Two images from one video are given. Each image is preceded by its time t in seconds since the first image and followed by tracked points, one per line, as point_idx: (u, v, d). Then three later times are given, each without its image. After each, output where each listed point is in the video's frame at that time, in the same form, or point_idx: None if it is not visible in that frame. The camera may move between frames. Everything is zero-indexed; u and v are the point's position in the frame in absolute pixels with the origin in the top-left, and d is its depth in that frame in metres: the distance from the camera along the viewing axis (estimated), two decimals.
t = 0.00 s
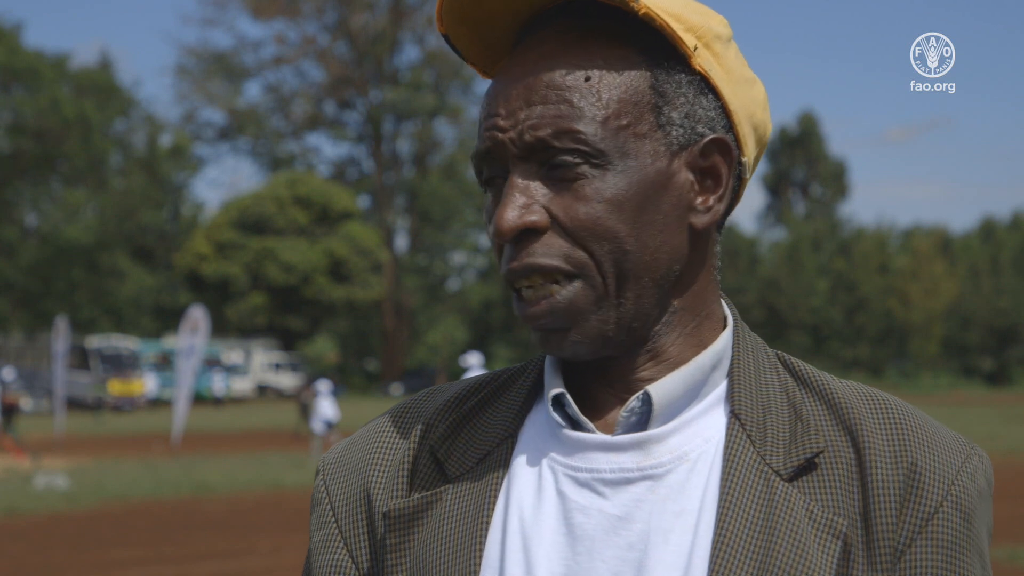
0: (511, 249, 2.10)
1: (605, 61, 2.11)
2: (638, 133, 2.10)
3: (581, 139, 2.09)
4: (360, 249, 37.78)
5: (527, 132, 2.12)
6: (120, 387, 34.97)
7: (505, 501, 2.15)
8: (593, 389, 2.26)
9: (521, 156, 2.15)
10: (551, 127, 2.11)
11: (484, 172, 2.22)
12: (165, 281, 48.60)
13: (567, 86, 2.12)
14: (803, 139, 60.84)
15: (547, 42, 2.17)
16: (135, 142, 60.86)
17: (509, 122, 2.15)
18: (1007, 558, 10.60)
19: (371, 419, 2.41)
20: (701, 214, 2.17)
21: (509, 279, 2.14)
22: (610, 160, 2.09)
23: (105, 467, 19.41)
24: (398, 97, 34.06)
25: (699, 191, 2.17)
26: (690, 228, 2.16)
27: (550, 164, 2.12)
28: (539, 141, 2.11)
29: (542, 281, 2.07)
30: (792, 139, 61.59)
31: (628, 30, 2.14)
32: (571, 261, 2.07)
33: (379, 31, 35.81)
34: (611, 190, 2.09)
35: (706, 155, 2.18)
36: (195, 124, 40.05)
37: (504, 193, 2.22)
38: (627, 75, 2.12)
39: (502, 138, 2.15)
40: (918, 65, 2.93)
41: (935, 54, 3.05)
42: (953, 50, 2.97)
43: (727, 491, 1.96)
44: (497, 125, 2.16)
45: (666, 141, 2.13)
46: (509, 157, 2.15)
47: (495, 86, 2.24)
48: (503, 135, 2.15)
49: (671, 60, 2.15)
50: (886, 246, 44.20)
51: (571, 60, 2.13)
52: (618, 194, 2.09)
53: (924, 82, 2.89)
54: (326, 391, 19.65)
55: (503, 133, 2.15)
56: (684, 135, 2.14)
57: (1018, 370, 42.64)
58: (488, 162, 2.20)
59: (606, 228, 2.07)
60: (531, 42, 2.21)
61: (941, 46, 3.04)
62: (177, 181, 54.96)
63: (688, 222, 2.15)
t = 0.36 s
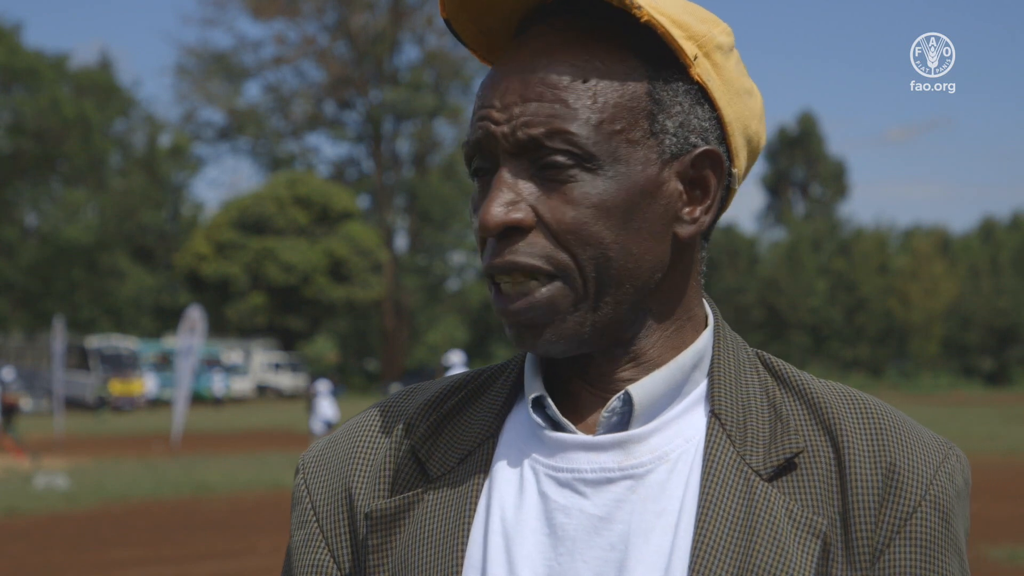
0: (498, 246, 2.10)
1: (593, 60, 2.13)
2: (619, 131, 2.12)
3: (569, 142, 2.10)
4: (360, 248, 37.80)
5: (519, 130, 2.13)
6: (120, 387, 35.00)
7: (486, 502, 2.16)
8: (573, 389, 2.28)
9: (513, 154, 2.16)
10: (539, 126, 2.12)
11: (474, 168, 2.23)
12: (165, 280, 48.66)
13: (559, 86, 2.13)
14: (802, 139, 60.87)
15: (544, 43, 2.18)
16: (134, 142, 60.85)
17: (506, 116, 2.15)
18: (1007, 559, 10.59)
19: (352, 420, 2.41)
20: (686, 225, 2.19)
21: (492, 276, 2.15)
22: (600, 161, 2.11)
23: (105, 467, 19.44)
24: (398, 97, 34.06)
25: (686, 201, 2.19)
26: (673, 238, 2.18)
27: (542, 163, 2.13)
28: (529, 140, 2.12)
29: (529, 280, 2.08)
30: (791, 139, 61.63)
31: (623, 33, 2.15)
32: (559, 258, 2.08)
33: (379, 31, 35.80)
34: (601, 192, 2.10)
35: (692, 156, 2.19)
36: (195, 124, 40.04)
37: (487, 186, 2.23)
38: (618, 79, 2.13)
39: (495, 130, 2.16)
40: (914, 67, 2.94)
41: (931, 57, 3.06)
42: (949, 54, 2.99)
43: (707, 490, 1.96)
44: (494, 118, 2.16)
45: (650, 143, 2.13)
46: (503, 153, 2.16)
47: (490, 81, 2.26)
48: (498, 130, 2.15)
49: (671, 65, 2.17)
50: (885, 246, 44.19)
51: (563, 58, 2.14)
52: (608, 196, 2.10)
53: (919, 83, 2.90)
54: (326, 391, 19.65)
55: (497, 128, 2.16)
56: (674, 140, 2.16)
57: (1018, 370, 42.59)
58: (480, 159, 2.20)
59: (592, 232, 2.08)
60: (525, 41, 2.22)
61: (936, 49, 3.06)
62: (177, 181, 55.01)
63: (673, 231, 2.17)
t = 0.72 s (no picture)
0: (524, 239, 2.10)
1: (604, 60, 2.12)
2: (629, 127, 2.10)
3: (612, 143, 2.09)
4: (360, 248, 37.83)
5: (555, 129, 2.11)
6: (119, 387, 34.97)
7: (489, 501, 2.16)
8: (576, 389, 2.27)
9: (542, 151, 2.13)
10: (582, 120, 2.11)
11: (494, 163, 2.21)
12: (165, 280, 48.66)
13: (600, 84, 2.11)
14: (802, 139, 60.86)
15: (579, 36, 2.15)
16: (135, 142, 60.85)
17: (560, 107, 2.12)
18: (1007, 558, 10.58)
19: (348, 423, 2.41)
20: (708, 221, 2.23)
21: (515, 271, 2.14)
22: (625, 160, 2.10)
23: (105, 466, 19.44)
24: (398, 97, 34.04)
25: (709, 198, 2.23)
26: (696, 234, 2.22)
27: (564, 161, 2.11)
28: (586, 142, 2.10)
29: (556, 284, 2.06)
30: (792, 139, 61.61)
31: (639, 29, 2.15)
32: (613, 249, 2.06)
33: (379, 31, 35.78)
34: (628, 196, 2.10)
35: (701, 158, 2.19)
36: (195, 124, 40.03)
37: (495, 183, 2.22)
38: (641, 75, 2.12)
39: (549, 124, 2.11)
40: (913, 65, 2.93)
41: (930, 56, 3.06)
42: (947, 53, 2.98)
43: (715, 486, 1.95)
44: (543, 111, 2.13)
45: (662, 143, 2.12)
46: (555, 150, 2.12)
47: (511, 75, 2.24)
48: (551, 125, 2.11)
49: (699, 66, 2.20)
50: (885, 246, 44.23)
51: (594, 52, 2.13)
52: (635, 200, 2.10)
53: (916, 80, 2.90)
54: (327, 391, 19.61)
55: (550, 121, 2.12)
56: (701, 144, 2.19)
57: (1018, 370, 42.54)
58: (503, 153, 2.18)
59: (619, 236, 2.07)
60: (542, 33, 2.20)
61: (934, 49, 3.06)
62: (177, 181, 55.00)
63: (697, 228, 2.20)
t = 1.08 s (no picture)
0: (543, 248, 2.12)
1: (623, 63, 2.13)
2: (647, 132, 2.12)
3: (631, 151, 2.11)
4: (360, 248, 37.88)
5: (574, 138, 2.12)
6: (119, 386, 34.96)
7: (497, 500, 2.18)
8: (584, 391, 2.28)
9: (561, 158, 2.15)
10: (603, 130, 2.12)
11: (513, 167, 2.22)
12: (165, 280, 48.69)
13: (624, 92, 2.12)
14: (802, 139, 60.91)
15: (600, 44, 2.16)
16: (134, 142, 60.87)
17: (583, 117, 2.13)
18: (1007, 559, 10.59)
19: (357, 422, 2.42)
20: (721, 233, 2.25)
21: (530, 279, 2.15)
22: (646, 165, 2.11)
23: (104, 467, 19.46)
24: (398, 97, 33.99)
25: (722, 210, 2.25)
26: (710, 245, 2.24)
27: (588, 164, 2.13)
28: (608, 152, 2.10)
29: (573, 290, 2.08)
30: (791, 139, 61.67)
31: (655, 34, 2.15)
32: (625, 258, 2.08)
33: (379, 31, 35.76)
34: (643, 201, 2.12)
35: (718, 170, 2.22)
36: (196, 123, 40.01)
37: (513, 187, 2.23)
38: (656, 81, 2.13)
39: (571, 135, 2.12)
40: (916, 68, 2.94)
41: (933, 57, 3.07)
42: (949, 55, 2.99)
43: (725, 484, 1.97)
44: (567, 122, 2.13)
45: (684, 147, 2.14)
46: (578, 158, 2.13)
47: (529, 80, 2.24)
48: (577, 136, 2.12)
49: (720, 80, 2.21)
50: (885, 246, 44.22)
51: (616, 63, 2.13)
52: (651, 206, 2.11)
53: (919, 83, 2.90)
54: (325, 391, 19.57)
55: (575, 135, 2.12)
56: (719, 153, 2.20)
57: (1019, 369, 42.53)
58: (523, 159, 2.20)
59: (637, 244, 2.09)
60: (561, 39, 2.21)
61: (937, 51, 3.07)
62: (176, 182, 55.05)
63: (711, 240, 2.22)
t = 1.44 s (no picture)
0: (552, 254, 2.14)
1: (634, 68, 2.15)
2: (659, 138, 2.14)
3: (640, 156, 2.13)
4: (359, 249, 38.04)
5: (583, 144, 2.15)
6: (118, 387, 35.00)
7: (505, 498, 2.20)
8: (590, 389, 2.30)
9: (572, 166, 2.17)
10: (615, 136, 2.14)
11: (525, 172, 2.25)
12: (165, 281, 48.77)
13: (636, 101, 2.14)
14: (801, 140, 60.96)
15: (610, 51, 2.18)
16: (135, 142, 60.95)
17: (593, 124, 2.15)
18: (1007, 559, 10.63)
19: (360, 421, 2.45)
20: (731, 238, 2.29)
21: (539, 282, 2.17)
22: (655, 171, 2.13)
23: (104, 467, 19.53)
24: (398, 97, 33.96)
25: (732, 217, 2.29)
26: (718, 249, 2.26)
27: (600, 169, 2.15)
28: (618, 160, 2.13)
29: (582, 294, 2.10)
30: (791, 140, 61.71)
31: (663, 41, 2.17)
32: (635, 266, 2.10)
33: (379, 32, 35.76)
34: (651, 206, 2.14)
35: (728, 175, 2.25)
36: (196, 124, 40.02)
37: (523, 189, 2.25)
38: (665, 85, 2.15)
39: (581, 141, 2.15)
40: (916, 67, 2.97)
41: (932, 56, 3.09)
42: (948, 54, 3.02)
43: (730, 484, 1.99)
44: (578, 130, 2.16)
45: (695, 153, 2.17)
46: (589, 166, 2.15)
47: (538, 85, 2.26)
48: (589, 145, 2.14)
49: (731, 87, 2.24)
50: (885, 246, 44.24)
51: (625, 72, 2.16)
52: (660, 209, 2.13)
53: (920, 83, 2.92)
54: (326, 390, 19.53)
55: (584, 141, 2.15)
56: (726, 158, 2.23)
57: (1018, 370, 42.54)
58: (532, 162, 2.22)
59: (648, 247, 2.11)
60: (572, 45, 2.23)
61: (937, 49, 3.09)
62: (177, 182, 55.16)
63: (720, 244, 2.25)
